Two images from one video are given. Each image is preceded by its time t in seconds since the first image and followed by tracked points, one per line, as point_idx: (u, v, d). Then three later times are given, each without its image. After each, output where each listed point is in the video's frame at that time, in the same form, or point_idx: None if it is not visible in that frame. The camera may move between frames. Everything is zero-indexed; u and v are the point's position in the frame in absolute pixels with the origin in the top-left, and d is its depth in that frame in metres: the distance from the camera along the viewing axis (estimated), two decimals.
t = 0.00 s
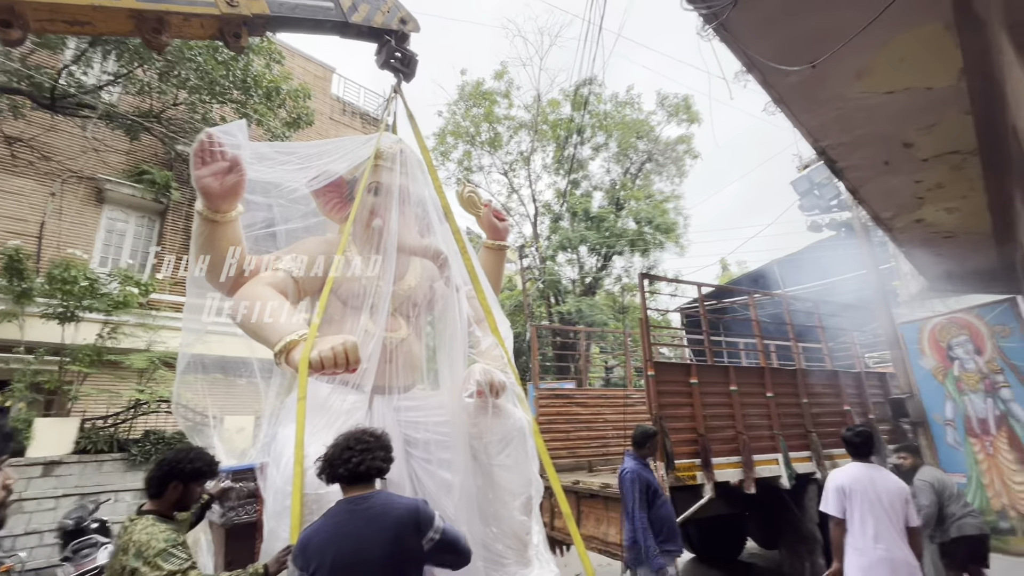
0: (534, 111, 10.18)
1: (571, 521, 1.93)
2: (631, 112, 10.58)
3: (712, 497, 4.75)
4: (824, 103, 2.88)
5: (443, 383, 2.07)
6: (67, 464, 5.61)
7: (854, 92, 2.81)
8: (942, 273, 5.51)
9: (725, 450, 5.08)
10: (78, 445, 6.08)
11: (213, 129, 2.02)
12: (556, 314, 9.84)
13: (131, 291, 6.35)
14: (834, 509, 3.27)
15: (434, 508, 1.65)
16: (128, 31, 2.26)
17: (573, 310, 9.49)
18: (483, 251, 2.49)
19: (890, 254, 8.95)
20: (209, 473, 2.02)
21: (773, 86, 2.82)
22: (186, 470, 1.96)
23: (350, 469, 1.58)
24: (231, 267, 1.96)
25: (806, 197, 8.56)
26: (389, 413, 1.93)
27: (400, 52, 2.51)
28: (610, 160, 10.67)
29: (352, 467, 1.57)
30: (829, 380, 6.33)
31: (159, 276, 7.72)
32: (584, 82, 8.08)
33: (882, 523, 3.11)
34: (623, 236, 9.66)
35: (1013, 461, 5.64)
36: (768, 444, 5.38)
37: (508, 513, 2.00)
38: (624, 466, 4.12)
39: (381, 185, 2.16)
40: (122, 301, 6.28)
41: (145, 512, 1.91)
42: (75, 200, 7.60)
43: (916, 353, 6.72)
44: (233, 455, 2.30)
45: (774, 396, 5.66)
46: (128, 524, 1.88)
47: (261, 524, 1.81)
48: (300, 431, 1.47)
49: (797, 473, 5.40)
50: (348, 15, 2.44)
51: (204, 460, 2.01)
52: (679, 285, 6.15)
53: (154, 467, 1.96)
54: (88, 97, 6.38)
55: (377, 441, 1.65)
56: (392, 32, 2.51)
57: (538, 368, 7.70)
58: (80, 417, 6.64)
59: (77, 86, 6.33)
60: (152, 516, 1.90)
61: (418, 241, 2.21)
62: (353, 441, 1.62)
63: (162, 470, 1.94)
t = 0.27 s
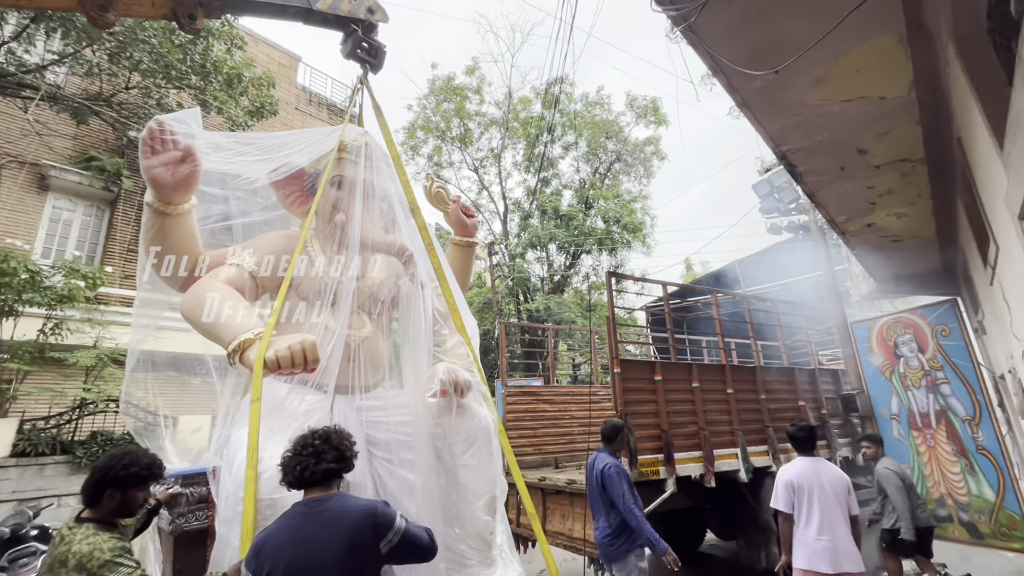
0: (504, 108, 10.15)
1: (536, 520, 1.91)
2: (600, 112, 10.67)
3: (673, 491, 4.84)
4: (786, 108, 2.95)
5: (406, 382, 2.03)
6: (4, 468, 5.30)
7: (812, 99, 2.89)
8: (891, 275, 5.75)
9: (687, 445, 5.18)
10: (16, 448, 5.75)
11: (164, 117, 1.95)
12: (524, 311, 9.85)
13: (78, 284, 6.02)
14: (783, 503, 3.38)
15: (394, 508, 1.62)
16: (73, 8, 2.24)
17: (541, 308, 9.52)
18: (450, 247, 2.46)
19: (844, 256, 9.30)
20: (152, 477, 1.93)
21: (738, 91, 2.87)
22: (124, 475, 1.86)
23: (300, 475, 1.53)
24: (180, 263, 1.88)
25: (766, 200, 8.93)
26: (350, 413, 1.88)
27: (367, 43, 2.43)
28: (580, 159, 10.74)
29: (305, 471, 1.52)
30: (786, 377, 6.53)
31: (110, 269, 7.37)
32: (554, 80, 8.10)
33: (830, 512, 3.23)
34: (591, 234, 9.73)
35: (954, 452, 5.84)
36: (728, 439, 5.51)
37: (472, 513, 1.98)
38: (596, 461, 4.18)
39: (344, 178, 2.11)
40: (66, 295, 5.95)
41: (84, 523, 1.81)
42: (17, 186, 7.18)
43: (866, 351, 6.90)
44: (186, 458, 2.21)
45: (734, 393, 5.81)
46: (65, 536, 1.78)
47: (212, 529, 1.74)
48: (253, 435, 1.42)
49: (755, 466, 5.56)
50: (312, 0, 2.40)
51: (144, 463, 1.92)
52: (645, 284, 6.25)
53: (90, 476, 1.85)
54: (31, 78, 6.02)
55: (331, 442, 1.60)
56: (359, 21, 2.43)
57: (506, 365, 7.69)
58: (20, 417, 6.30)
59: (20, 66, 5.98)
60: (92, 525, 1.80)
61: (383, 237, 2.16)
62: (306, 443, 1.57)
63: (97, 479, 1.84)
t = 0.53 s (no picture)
0: (489, 105, 10.12)
1: (518, 519, 1.91)
2: (584, 111, 10.70)
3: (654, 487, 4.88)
4: (767, 110, 2.97)
5: (387, 381, 2.01)
6: None
7: (792, 101, 2.92)
8: (865, 275, 5.87)
9: (667, 442, 5.23)
10: None
11: (135, 109, 1.89)
12: (508, 309, 9.84)
13: (46, 279, 5.84)
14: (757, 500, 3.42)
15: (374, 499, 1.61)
16: None
17: (525, 306, 9.52)
18: (433, 244, 2.44)
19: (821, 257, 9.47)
20: (111, 483, 1.87)
21: (720, 92, 2.88)
22: (78, 484, 1.80)
23: (278, 473, 1.50)
24: (153, 258, 1.83)
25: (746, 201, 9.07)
26: (330, 413, 1.85)
27: (348, 36, 2.41)
28: (564, 158, 10.76)
29: (282, 471, 1.49)
30: (764, 374, 6.63)
31: (81, 263, 7.17)
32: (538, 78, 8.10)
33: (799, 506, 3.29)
34: (575, 233, 9.74)
35: (922, 447, 5.94)
36: (707, 435, 5.58)
37: (453, 512, 1.96)
38: (582, 458, 4.24)
39: (325, 174, 2.07)
40: (34, 290, 5.74)
41: (47, 532, 1.76)
42: None
43: (840, 349, 6.97)
44: (161, 457, 2.14)
45: (714, 390, 5.88)
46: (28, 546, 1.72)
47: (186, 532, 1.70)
48: (229, 435, 1.39)
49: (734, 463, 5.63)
50: None
51: (100, 470, 1.85)
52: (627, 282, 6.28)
53: (47, 486, 1.79)
54: None
55: (312, 441, 1.57)
56: (340, 14, 2.42)
57: (489, 362, 7.67)
58: None
59: None
60: (55, 534, 1.75)
61: (364, 234, 2.13)
62: (284, 443, 1.54)
63: (55, 487, 1.78)
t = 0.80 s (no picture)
0: (482, 100, 10.08)
1: (511, 513, 1.92)
2: (578, 106, 10.69)
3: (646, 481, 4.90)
4: (758, 106, 2.98)
5: (377, 376, 2.00)
6: None
7: (783, 97, 2.93)
8: (853, 271, 5.92)
9: (658, 436, 5.26)
10: None
11: (116, 100, 1.86)
12: (500, 304, 9.83)
13: (31, 272, 5.76)
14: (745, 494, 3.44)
15: (362, 490, 1.60)
16: None
17: (517, 301, 9.51)
18: (424, 238, 2.43)
19: (811, 253, 9.54)
20: (95, 484, 1.83)
21: (712, 87, 2.88)
22: (60, 486, 1.77)
23: (266, 469, 1.48)
24: (135, 253, 1.80)
25: (737, 197, 9.19)
26: (321, 408, 1.84)
27: (336, 27, 2.41)
28: (557, 153, 10.74)
29: (269, 467, 1.48)
30: (755, 369, 6.67)
31: (67, 257, 7.07)
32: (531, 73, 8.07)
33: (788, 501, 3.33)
34: (567, 228, 9.73)
35: (908, 440, 6.02)
36: (698, 429, 5.62)
37: (444, 506, 1.97)
38: (574, 450, 4.28)
39: (313, 167, 2.05)
40: (18, 284, 5.66)
41: (34, 533, 1.75)
42: None
43: (828, 344, 7.04)
44: (148, 454, 2.20)
45: (705, 385, 5.91)
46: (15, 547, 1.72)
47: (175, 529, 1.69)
48: (216, 432, 1.37)
49: (725, 456, 5.67)
50: None
51: (83, 470, 1.81)
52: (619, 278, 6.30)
53: (31, 487, 1.77)
54: None
55: (299, 436, 1.56)
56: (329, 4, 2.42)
57: (482, 357, 7.67)
58: None
59: None
60: (41, 535, 1.74)
61: (353, 227, 2.12)
62: (271, 438, 1.52)
63: (39, 487, 1.76)
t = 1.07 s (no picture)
0: (488, 100, 10.09)
1: (516, 514, 1.92)
2: (583, 106, 10.69)
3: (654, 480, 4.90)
4: (764, 104, 2.97)
5: (382, 375, 2.01)
6: None
7: (789, 96, 2.92)
8: (860, 271, 5.89)
9: (666, 436, 5.26)
10: None
11: (120, 102, 1.88)
12: (506, 304, 9.84)
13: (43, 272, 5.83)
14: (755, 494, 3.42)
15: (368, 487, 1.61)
16: None
17: (523, 301, 9.51)
18: (426, 237, 2.44)
19: (819, 252, 9.48)
20: (113, 477, 1.85)
21: (718, 86, 2.87)
22: (79, 480, 1.78)
23: (274, 466, 1.50)
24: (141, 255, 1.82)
25: (744, 196, 9.12)
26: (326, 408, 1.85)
27: (339, 26, 2.55)
28: (563, 153, 10.74)
29: (278, 463, 1.49)
30: (762, 368, 6.63)
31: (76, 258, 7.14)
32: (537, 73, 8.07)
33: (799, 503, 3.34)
34: (573, 228, 9.72)
35: (917, 442, 5.98)
36: (707, 429, 5.62)
37: (451, 506, 1.97)
38: (579, 449, 4.28)
39: (317, 167, 2.07)
40: (30, 284, 5.73)
41: (49, 528, 1.76)
42: None
43: (836, 344, 6.99)
44: (155, 454, 2.19)
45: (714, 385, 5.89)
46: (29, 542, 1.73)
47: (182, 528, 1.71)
48: (223, 432, 1.38)
49: (733, 456, 5.65)
50: None
51: (101, 465, 1.83)
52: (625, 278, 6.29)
53: (47, 482, 1.78)
54: None
55: (310, 434, 1.57)
56: (332, 4, 2.56)
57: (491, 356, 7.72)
58: None
59: None
60: (57, 530, 1.75)
61: (357, 227, 2.13)
62: (278, 437, 1.53)
63: (55, 482, 1.77)
